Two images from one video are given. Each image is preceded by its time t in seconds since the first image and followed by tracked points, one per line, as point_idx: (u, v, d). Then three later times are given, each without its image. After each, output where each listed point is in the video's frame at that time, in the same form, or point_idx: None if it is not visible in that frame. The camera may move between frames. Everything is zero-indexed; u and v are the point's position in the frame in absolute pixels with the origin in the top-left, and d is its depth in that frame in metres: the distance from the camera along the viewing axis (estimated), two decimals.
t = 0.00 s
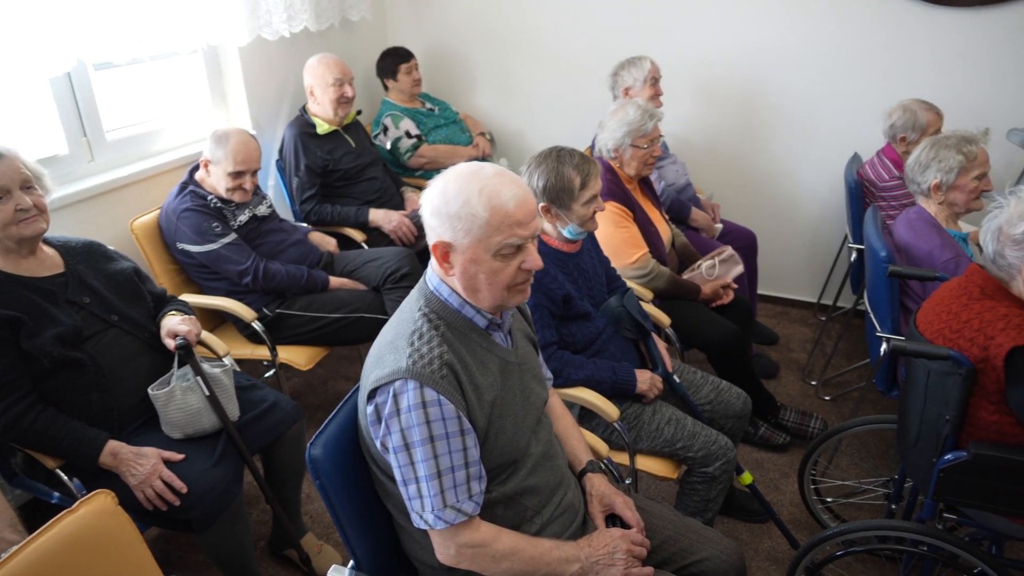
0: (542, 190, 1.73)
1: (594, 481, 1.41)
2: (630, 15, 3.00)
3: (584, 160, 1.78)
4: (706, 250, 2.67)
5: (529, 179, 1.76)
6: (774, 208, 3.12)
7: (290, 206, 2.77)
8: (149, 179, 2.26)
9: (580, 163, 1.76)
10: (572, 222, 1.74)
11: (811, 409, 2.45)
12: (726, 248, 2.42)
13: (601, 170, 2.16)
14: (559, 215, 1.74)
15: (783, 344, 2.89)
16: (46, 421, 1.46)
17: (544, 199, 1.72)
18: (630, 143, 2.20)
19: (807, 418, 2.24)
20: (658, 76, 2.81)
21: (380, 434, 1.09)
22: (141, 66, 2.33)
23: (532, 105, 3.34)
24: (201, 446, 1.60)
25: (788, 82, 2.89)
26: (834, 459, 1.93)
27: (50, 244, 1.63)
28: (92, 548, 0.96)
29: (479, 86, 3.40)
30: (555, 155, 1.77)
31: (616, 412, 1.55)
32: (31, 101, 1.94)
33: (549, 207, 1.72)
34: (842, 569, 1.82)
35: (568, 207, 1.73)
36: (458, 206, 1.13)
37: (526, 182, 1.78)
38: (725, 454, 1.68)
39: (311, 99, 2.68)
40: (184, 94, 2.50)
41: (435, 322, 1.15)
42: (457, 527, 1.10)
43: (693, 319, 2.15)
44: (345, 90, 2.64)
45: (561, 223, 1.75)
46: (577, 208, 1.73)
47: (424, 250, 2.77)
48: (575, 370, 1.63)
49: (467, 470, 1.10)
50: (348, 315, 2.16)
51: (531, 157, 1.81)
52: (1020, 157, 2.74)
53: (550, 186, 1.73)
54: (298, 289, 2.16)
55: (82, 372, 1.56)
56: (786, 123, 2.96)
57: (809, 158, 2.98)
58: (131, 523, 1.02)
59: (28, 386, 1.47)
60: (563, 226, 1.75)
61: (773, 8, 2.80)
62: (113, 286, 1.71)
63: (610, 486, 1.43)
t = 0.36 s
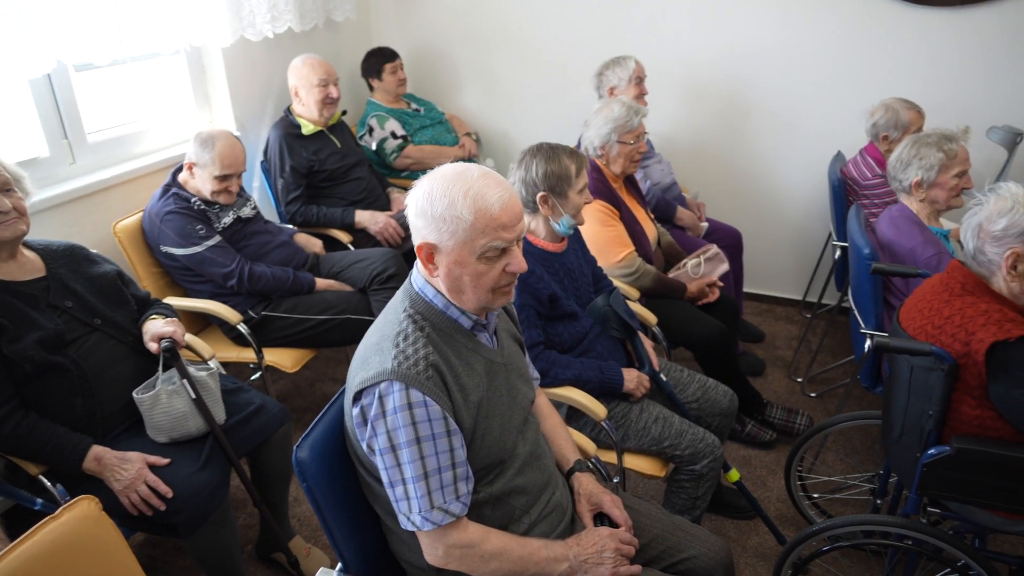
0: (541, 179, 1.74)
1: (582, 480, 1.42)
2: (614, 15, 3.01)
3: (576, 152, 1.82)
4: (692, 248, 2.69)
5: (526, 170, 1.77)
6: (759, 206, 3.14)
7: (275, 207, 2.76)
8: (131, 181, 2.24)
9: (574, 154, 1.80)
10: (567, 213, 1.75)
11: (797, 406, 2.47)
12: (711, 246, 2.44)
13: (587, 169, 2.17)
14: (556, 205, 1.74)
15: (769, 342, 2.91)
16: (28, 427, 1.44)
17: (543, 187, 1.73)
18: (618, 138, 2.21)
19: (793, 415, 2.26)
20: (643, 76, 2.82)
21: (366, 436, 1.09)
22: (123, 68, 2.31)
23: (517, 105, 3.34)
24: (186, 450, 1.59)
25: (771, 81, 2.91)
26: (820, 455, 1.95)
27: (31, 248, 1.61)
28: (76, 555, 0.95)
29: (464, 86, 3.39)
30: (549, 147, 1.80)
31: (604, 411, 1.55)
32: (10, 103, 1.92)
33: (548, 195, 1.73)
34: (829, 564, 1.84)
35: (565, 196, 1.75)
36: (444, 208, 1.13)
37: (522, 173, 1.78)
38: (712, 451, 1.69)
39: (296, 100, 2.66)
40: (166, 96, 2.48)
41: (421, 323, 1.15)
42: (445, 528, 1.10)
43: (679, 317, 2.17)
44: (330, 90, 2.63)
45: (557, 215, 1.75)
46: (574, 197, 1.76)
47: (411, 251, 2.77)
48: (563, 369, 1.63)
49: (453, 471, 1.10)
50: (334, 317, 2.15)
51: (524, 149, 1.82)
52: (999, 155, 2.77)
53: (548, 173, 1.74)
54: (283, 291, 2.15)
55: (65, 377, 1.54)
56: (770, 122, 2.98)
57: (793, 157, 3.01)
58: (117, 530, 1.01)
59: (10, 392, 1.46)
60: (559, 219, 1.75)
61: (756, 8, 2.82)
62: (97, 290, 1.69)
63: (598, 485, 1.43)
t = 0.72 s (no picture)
0: (531, 174, 1.74)
1: (570, 480, 1.42)
2: (599, 15, 3.01)
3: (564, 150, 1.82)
4: (678, 247, 2.70)
5: (516, 167, 1.77)
6: (744, 205, 3.16)
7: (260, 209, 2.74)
8: (113, 184, 2.22)
9: (562, 152, 1.80)
10: (556, 211, 1.76)
11: (783, 402, 2.49)
12: (697, 245, 2.45)
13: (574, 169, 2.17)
14: (545, 202, 1.75)
15: (755, 339, 2.93)
16: (10, 433, 1.42)
17: (533, 183, 1.73)
18: (604, 137, 2.21)
19: (779, 412, 2.28)
20: (628, 75, 2.83)
21: (353, 438, 1.08)
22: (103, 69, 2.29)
23: (503, 105, 3.34)
24: (172, 455, 1.58)
25: (756, 80, 2.93)
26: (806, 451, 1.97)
27: (12, 251, 1.59)
28: (61, 560, 0.94)
29: (450, 87, 3.39)
30: (538, 145, 1.80)
31: (592, 410, 1.56)
32: None
33: (538, 191, 1.73)
34: (816, 559, 1.86)
35: (554, 192, 1.75)
36: (436, 207, 1.12)
37: (511, 170, 1.77)
38: (700, 448, 1.70)
39: (280, 101, 2.65)
40: (149, 97, 2.45)
41: (408, 323, 1.15)
42: (434, 529, 1.10)
43: (666, 316, 2.17)
44: (315, 91, 2.62)
45: (546, 212, 1.75)
46: (563, 194, 1.76)
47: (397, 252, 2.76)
48: (550, 368, 1.63)
49: (441, 472, 1.10)
50: (321, 318, 2.14)
51: (513, 147, 1.82)
52: (980, 152, 2.81)
53: (538, 169, 1.74)
54: (269, 293, 2.14)
55: (47, 382, 1.52)
56: (755, 121, 3.00)
57: (777, 156, 3.03)
58: (98, 534, 1.01)
59: None
60: (548, 216, 1.75)
61: (740, 8, 2.83)
62: (80, 293, 1.67)
63: (586, 484, 1.43)
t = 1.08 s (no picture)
0: (515, 176, 1.74)
1: (559, 479, 1.42)
2: (584, 15, 3.02)
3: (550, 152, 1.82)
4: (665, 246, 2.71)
5: (500, 169, 1.77)
6: (730, 204, 3.18)
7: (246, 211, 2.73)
8: (96, 187, 2.20)
9: (547, 153, 1.80)
10: (541, 213, 1.76)
11: (770, 400, 2.50)
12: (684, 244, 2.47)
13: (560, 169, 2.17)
14: (529, 204, 1.75)
15: (742, 337, 2.95)
16: None
17: (517, 186, 1.73)
18: (588, 138, 2.22)
19: (766, 409, 2.29)
20: (613, 75, 2.84)
21: (340, 440, 1.08)
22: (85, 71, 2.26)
23: (489, 105, 3.34)
24: (158, 459, 1.56)
25: (741, 80, 2.94)
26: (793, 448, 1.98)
27: None
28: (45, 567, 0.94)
29: (436, 87, 3.38)
30: (522, 147, 1.80)
31: (580, 410, 1.56)
32: None
33: (522, 193, 1.73)
34: (803, 555, 1.87)
35: (538, 195, 1.75)
36: (420, 207, 1.12)
37: (495, 173, 1.78)
38: (687, 446, 1.70)
39: (265, 102, 2.63)
40: (132, 99, 2.43)
41: (394, 325, 1.14)
42: (422, 531, 1.10)
43: (654, 315, 2.18)
44: (300, 92, 2.61)
45: (531, 213, 1.75)
46: (547, 196, 1.76)
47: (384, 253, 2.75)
48: (538, 368, 1.64)
49: (429, 473, 1.09)
50: (308, 320, 2.14)
51: (498, 148, 1.82)
52: (961, 150, 2.84)
53: (522, 172, 1.74)
54: (256, 295, 2.13)
55: (30, 387, 1.51)
56: (740, 121, 3.02)
57: (762, 155, 3.05)
58: (83, 539, 1.00)
59: None
60: (532, 217, 1.75)
61: (725, 7, 2.85)
62: (63, 297, 1.66)
63: (574, 483, 1.43)
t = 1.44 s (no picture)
0: (498, 181, 1.74)
1: (548, 479, 1.42)
2: (571, 15, 3.03)
3: (535, 156, 1.81)
4: (653, 245, 2.72)
5: (484, 172, 1.77)
6: (717, 202, 3.20)
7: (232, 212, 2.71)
8: (79, 189, 2.18)
9: (532, 156, 1.80)
10: (526, 216, 1.76)
11: (758, 397, 2.52)
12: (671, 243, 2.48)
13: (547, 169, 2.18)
14: (513, 207, 1.74)
15: (730, 336, 2.97)
16: None
17: (500, 190, 1.73)
18: (576, 137, 2.22)
19: (754, 407, 2.30)
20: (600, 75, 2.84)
21: (327, 443, 1.07)
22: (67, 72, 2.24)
23: (477, 105, 3.34)
24: (143, 463, 1.55)
25: (727, 79, 2.96)
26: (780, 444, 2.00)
27: None
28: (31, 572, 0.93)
29: (423, 87, 3.38)
30: (507, 150, 1.79)
31: (568, 409, 1.56)
32: None
33: (506, 198, 1.73)
34: (791, 551, 1.89)
35: (523, 199, 1.74)
36: (401, 214, 1.12)
37: (480, 176, 1.78)
38: (676, 444, 1.71)
39: (251, 103, 2.62)
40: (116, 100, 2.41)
41: (381, 326, 1.14)
42: (411, 533, 1.09)
43: (642, 314, 2.19)
44: (285, 92, 2.60)
45: (516, 216, 1.75)
46: (531, 201, 1.76)
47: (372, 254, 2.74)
48: (526, 368, 1.64)
49: (417, 475, 1.09)
50: (296, 322, 2.13)
51: (483, 151, 1.81)
52: (944, 149, 2.87)
53: (506, 177, 1.73)
54: (243, 297, 2.11)
55: (13, 392, 1.49)
56: (726, 120, 3.03)
57: (748, 154, 3.06)
58: (67, 544, 0.99)
59: None
60: (517, 220, 1.75)
61: (711, 7, 2.86)
62: (46, 301, 1.64)
63: (563, 482, 1.44)
